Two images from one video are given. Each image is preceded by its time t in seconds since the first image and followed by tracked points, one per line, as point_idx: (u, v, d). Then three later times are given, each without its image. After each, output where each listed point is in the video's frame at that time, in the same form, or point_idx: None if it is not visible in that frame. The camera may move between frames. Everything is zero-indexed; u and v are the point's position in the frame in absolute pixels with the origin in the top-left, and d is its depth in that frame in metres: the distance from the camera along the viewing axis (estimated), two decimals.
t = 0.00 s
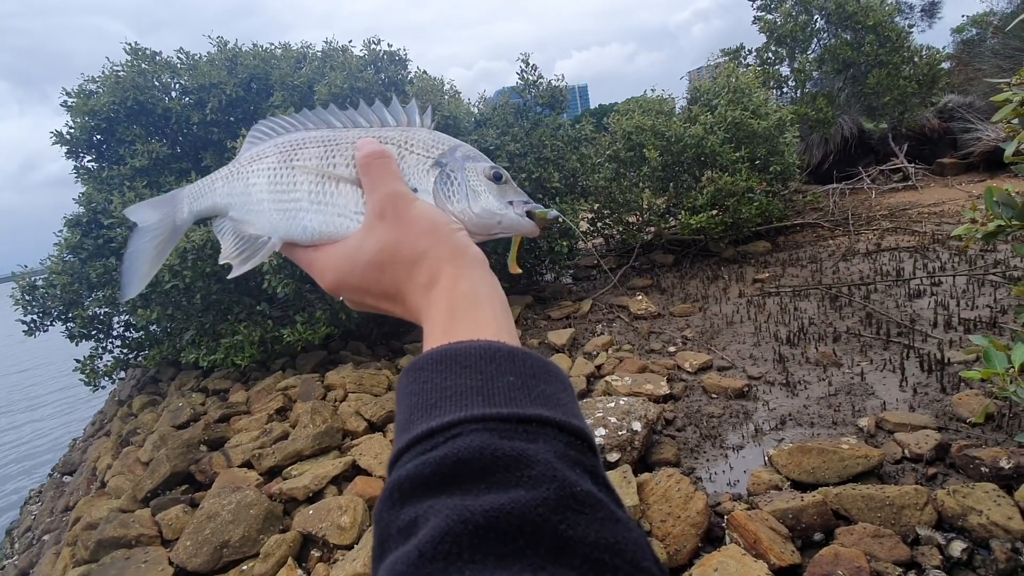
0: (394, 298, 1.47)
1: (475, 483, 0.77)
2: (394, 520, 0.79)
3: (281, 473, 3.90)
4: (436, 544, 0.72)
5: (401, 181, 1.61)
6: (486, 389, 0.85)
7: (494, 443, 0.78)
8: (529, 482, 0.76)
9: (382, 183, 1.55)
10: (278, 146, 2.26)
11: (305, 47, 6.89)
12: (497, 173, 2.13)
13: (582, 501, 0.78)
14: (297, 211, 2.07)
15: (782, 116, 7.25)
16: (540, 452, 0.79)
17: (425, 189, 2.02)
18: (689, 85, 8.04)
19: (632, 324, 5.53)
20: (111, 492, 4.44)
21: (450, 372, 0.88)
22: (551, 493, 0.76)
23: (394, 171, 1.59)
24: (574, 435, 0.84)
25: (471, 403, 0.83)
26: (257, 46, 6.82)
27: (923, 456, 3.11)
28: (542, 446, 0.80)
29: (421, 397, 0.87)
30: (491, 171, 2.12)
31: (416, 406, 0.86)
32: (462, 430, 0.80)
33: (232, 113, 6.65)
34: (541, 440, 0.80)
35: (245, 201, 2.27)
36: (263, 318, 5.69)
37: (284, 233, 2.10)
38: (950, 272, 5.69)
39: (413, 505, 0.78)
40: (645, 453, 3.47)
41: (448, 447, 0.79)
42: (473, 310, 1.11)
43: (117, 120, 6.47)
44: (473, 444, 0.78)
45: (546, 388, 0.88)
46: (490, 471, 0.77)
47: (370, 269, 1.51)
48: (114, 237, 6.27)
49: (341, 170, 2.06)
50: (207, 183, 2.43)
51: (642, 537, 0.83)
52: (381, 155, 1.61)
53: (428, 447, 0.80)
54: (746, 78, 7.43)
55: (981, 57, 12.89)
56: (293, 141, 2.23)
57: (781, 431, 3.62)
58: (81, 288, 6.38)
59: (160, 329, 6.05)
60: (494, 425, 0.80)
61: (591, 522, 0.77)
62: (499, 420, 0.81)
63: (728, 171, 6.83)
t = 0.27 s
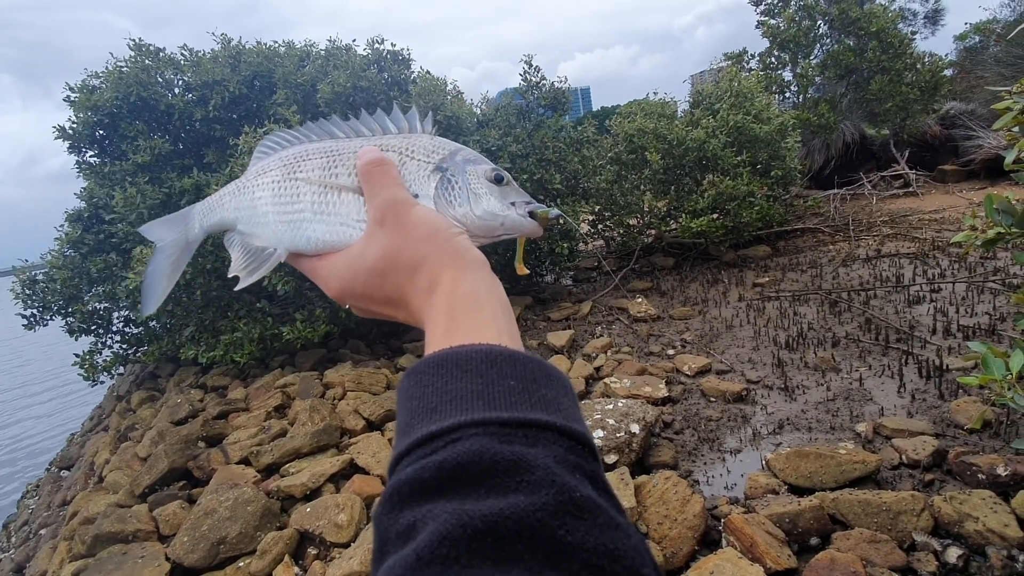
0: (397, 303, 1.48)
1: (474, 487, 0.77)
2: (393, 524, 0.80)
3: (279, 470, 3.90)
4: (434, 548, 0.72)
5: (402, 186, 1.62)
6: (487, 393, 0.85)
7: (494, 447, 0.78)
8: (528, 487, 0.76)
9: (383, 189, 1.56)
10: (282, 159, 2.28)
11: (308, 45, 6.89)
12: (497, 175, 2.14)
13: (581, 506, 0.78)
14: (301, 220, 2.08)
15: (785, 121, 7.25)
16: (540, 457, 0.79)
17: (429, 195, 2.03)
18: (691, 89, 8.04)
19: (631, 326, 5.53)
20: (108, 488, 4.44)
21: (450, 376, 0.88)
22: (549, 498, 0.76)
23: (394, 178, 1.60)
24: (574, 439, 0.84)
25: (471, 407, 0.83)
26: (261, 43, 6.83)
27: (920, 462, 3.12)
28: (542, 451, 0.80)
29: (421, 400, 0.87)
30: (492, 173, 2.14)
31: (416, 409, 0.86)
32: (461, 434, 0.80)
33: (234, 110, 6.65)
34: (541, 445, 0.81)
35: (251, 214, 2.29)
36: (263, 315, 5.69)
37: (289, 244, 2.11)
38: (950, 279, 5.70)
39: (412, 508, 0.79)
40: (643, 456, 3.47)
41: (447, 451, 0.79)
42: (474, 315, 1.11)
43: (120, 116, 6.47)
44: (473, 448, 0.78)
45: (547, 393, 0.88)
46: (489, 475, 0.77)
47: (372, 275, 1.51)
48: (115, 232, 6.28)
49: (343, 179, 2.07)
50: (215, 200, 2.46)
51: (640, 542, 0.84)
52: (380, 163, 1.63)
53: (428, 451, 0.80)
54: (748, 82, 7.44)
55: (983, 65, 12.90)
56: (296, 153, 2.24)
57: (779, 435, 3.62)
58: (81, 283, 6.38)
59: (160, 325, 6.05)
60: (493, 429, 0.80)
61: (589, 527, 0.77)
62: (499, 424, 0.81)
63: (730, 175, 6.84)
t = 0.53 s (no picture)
0: (404, 302, 1.48)
1: (475, 488, 0.77)
2: (393, 523, 0.80)
3: (278, 470, 3.90)
4: (434, 548, 0.73)
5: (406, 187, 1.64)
6: (490, 391, 0.85)
7: (496, 446, 0.79)
8: (530, 488, 0.77)
9: (387, 191, 1.58)
10: (291, 167, 2.30)
11: (309, 45, 6.90)
12: (503, 169, 2.13)
13: (582, 508, 0.78)
14: (310, 224, 2.09)
15: (785, 123, 7.26)
16: (542, 457, 0.79)
17: (433, 192, 2.04)
18: (692, 90, 8.04)
19: (631, 327, 5.54)
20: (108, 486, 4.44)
21: (452, 374, 0.89)
22: (551, 499, 0.76)
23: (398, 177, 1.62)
24: (577, 439, 0.84)
25: (474, 406, 0.84)
26: (262, 43, 6.83)
27: (919, 464, 3.12)
28: (544, 451, 0.80)
29: (423, 399, 0.87)
30: (497, 167, 2.13)
31: (419, 407, 0.87)
32: (463, 433, 0.80)
33: (235, 110, 6.66)
34: (543, 445, 0.81)
35: (263, 221, 2.32)
36: (263, 315, 5.70)
37: (300, 249, 2.13)
38: (949, 281, 5.70)
39: (412, 508, 0.79)
40: (642, 456, 3.48)
41: (449, 450, 0.79)
42: (477, 311, 1.11)
43: (120, 115, 6.48)
44: (474, 448, 0.78)
45: (551, 392, 0.88)
46: (490, 475, 0.77)
47: (378, 274, 1.53)
48: (115, 231, 6.29)
49: (350, 183, 2.08)
50: (229, 211, 2.51)
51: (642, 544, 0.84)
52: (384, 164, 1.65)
53: (430, 449, 0.80)
54: (748, 83, 7.44)
55: (984, 67, 12.91)
56: (304, 160, 2.26)
57: (778, 436, 3.63)
58: (81, 282, 6.38)
59: (160, 325, 6.06)
60: (495, 429, 0.81)
61: (590, 529, 0.78)
62: (502, 424, 0.81)
63: (730, 176, 6.84)
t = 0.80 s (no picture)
0: (398, 291, 1.48)
1: (463, 475, 0.77)
2: (381, 510, 0.80)
3: (278, 470, 3.90)
4: (419, 537, 0.73)
5: (397, 180, 1.65)
6: (480, 378, 0.86)
7: (485, 434, 0.79)
8: (518, 478, 0.77)
9: (379, 183, 1.58)
10: (289, 171, 2.32)
11: (308, 45, 6.90)
12: (494, 160, 2.14)
13: (571, 498, 0.78)
14: (304, 222, 2.09)
15: (784, 122, 7.26)
16: (531, 446, 0.79)
17: (425, 184, 2.06)
18: (691, 89, 8.05)
19: (631, 327, 5.54)
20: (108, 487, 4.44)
21: (443, 360, 0.89)
22: (539, 489, 0.76)
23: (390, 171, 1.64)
24: (569, 428, 0.84)
25: (463, 393, 0.84)
26: (261, 44, 6.83)
27: (918, 463, 3.13)
28: (533, 440, 0.80)
29: (414, 385, 0.88)
30: (488, 159, 2.14)
31: (409, 393, 0.87)
32: (452, 421, 0.80)
33: (234, 111, 6.66)
34: (532, 434, 0.81)
35: (260, 222, 2.33)
36: (263, 315, 5.70)
37: (295, 247, 2.12)
38: (949, 280, 5.71)
39: (401, 495, 0.79)
40: (641, 456, 3.48)
41: (437, 438, 0.79)
42: (469, 297, 1.09)
43: (120, 116, 6.48)
44: (463, 435, 0.78)
45: (542, 379, 0.88)
46: (478, 463, 0.77)
47: (371, 265, 1.52)
48: (115, 232, 6.29)
49: (345, 181, 2.08)
50: (230, 216, 2.54)
51: (634, 537, 0.83)
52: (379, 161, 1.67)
53: (419, 436, 0.81)
54: (748, 83, 7.44)
55: (982, 66, 12.92)
56: (301, 163, 2.28)
57: (777, 435, 3.63)
58: (81, 283, 6.39)
59: (159, 325, 6.06)
60: (484, 416, 0.81)
61: (579, 520, 0.77)
62: (491, 412, 0.81)
63: (729, 176, 6.84)
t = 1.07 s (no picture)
0: (403, 292, 1.48)
1: (465, 478, 0.77)
2: (383, 511, 0.80)
3: (280, 474, 3.90)
4: (420, 539, 0.73)
5: (401, 182, 1.65)
6: (484, 380, 0.85)
7: (487, 437, 0.79)
8: (521, 481, 0.76)
9: (383, 186, 1.59)
10: (295, 176, 2.33)
11: (305, 48, 6.90)
12: (499, 160, 2.14)
13: (574, 503, 0.77)
14: (310, 226, 2.10)
15: (781, 118, 7.26)
16: (534, 448, 0.79)
17: (429, 185, 2.07)
18: (688, 87, 8.05)
19: (631, 325, 5.54)
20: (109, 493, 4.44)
21: (446, 362, 0.89)
22: (541, 493, 0.76)
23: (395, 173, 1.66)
24: (572, 431, 0.84)
25: (466, 395, 0.84)
26: (258, 48, 6.83)
27: (920, 457, 3.12)
28: (536, 444, 0.80)
29: (417, 387, 0.88)
30: (493, 160, 2.14)
31: (412, 395, 0.87)
32: (455, 423, 0.80)
33: (232, 114, 6.66)
34: (536, 437, 0.80)
35: (267, 227, 2.33)
36: (263, 319, 5.69)
37: (301, 250, 2.12)
38: (948, 274, 5.70)
39: (403, 497, 0.79)
40: (643, 454, 3.48)
41: (440, 440, 0.79)
42: (471, 298, 1.09)
43: (117, 121, 6.48)
44: (466, 438, 0.78)
45: (546, 381, 0.88)
46: (480, 466, 0.77)
47: (377, 267, 1.53)
48: (114, 238, 6.29)
49: (351, 185, 2.09)
50: (237, 223, 2.55)
51: (636, 541, 0.82)
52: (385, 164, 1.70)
53: (421, 438, 0.81)
54: (744, 80, 7.44)
55: (979, 60, 12.93)
56: (307, 168, 2.29)
57: (778, 432, 3.63)
58: (81, 288, 6.39)
59: (160, 331, 6.06)
60: (487, 418, 0.81)
61: (582, 524, 0.76)
62: (494, 414, 0.81)
63: (727, 173, 6.84)
